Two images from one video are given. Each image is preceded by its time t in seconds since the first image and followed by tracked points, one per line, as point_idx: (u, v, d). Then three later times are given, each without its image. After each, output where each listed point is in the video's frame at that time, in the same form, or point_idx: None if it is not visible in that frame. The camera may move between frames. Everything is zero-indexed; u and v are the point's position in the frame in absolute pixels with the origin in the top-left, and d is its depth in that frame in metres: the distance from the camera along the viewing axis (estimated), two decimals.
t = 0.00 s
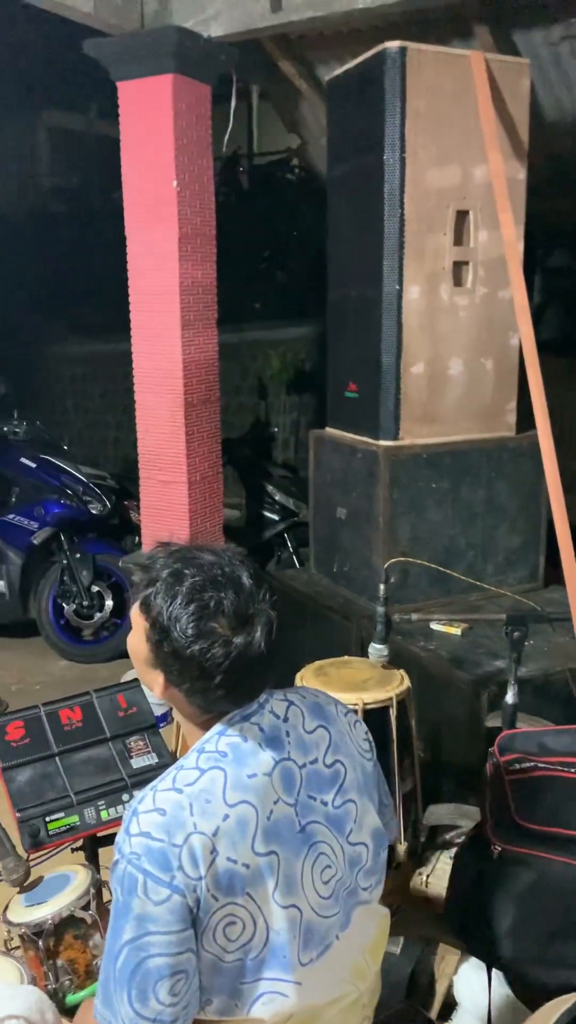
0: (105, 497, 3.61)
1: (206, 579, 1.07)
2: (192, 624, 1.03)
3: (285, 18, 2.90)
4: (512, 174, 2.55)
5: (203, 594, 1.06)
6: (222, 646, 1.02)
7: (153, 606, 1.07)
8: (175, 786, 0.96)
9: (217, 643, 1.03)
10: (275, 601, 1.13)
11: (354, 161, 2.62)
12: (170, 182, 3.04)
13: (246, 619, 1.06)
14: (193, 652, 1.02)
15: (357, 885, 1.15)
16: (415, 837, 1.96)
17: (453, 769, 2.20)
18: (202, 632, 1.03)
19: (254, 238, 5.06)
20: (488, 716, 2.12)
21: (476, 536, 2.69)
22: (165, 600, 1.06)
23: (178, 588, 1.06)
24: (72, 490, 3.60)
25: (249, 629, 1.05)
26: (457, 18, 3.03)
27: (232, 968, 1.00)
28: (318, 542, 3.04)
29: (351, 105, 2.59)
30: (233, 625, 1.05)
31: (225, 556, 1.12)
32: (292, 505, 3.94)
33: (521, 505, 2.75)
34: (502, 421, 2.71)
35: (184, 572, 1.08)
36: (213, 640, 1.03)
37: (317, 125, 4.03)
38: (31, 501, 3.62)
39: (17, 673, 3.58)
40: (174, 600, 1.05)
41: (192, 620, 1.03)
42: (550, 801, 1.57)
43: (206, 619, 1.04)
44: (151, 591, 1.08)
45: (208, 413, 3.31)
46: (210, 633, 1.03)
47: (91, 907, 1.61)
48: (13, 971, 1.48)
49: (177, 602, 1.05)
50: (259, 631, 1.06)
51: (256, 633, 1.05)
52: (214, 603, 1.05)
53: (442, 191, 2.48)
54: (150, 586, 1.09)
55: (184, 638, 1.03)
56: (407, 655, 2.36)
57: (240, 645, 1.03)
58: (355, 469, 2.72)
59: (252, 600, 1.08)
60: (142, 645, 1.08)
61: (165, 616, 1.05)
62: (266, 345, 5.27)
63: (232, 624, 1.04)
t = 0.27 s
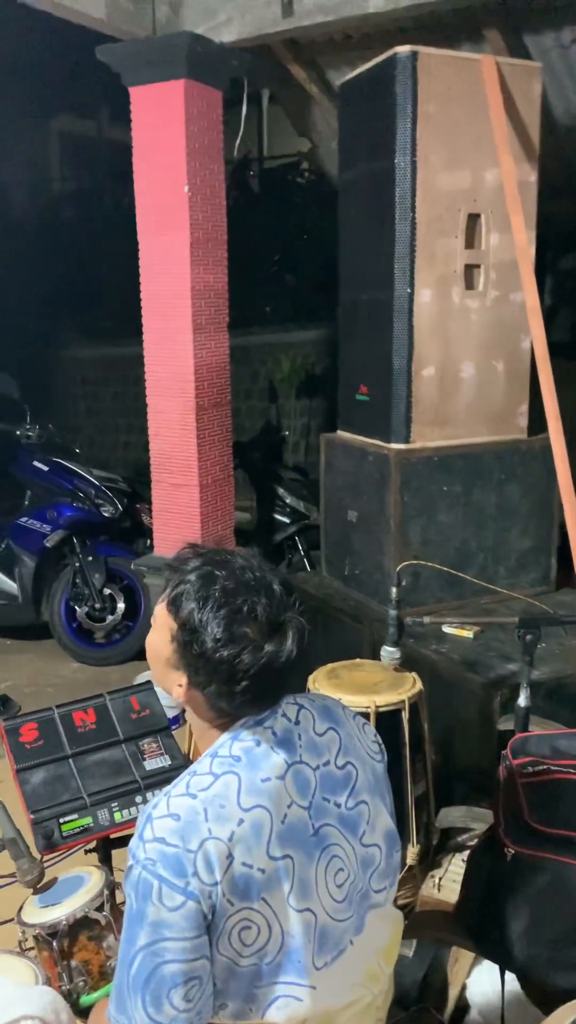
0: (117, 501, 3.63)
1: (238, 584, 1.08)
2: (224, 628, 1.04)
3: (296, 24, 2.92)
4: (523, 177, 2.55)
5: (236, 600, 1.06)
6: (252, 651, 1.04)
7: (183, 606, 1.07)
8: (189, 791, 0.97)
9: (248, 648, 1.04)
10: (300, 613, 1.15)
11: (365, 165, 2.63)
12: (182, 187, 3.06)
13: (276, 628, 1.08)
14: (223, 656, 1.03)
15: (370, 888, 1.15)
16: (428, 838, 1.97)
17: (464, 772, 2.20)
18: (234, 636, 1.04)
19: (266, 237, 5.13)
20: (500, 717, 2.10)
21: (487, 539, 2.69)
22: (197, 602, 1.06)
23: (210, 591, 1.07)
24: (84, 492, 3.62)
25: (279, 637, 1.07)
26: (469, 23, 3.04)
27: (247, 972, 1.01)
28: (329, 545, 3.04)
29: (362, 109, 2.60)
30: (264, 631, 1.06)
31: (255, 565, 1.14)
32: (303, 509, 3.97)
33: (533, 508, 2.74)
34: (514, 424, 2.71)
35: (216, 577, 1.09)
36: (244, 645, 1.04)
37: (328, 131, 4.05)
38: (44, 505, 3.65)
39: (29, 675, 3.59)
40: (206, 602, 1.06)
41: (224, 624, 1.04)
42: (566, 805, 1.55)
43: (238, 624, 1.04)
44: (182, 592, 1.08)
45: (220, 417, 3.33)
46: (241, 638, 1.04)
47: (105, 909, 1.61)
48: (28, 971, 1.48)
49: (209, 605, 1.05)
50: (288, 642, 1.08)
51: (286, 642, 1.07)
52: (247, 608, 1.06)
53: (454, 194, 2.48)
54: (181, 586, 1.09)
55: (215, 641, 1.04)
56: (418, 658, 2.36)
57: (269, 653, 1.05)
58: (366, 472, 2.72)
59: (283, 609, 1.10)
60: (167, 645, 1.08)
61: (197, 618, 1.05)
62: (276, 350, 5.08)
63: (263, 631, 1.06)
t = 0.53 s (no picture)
0: (126, 502, 3.63)
1: (245, 587, 1.08)
2: (238, 633, 1.05)
3: (304, 27, 2.93)
4: (531, 178, 2.55)
5: (245, 602, 1.07)
6: (269, 652, 1.05)
7: (191, 617, 1.07)
8: (202, 800, 0.97)
9: (265, 650, 1.05)
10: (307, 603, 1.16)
11: (373, 167, 2.63)
12: (190, 190, 3.07)
13: (289, 624, 1.09)
14: (241, 659, 1.04)
15: (383, 891, 1.16)
16: (438, 838, 1.98)
17: (473, 773, 2.20)
18: (249, 640, 1.04)
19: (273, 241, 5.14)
20: (509, 720, 2.10)
21: (496, 540, 2.69)
22: (206, 611, 1.06)
23: (217, 597, 1.07)
24: (93, 494, 3.63)
25: (293, 633, 1.08)
26: (477, 24, 3.04)
27: (261, 976, 1.02)
28: (337, 547, 3.05)
29: (370, 110, 2.61)
30: (277, 631, 1.07)
31: (256, 564, 1.13)
32: (311, 510, 3.99)
33: (542, 509, 2.74)
34: (522, 425, 2.71)
35: (221, 582, 1.09)
36: (261, 648, 1.05)
37: (336, 133, 4.06)
38: (54, 507, 3.67)
39: (38, 676, 3.60)
40: (216, 610, 1.06)
41: (239, 628, 1.05)
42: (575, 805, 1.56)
43: (252, 625, 1.05)
44: (188, 602, 1.08)
45: (228, 419, 3.34)
46: (257, 641, 1.05)
47: (115, 910, 1.61)
48: (38, 971, 1.48)
49: (219, 612, 1.06)
50: (302, 635, 1.09)
51: (300, 637, 1.09)
52: (258, 610, 1.07)
53: (462, 196, 2.48)
54: (185, 597, 1.09)
55: (231, 648, 1.04)
56: (427, 660, 2.36)
57: (287, 651, 1.06)
58: (375, 473, 2.73)
59: (291, 604, 1.11)
60: (180, 657, 1.08)
61: (209, 626, 1.05)
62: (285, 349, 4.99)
63: (277, 630, 1.07)
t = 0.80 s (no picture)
0: (132, 503, 3.64)
1: (255, 576, 1.10)
2: (270, 616, 1.06)
3: (310, 27, 2.94)
4: (537, 177, 2.54)
5: (262, 588, 1.09)
6: (301, 624, 1.08)
7: (218, 619, 1.06)
8: (217, 802, 0.96)
9: (298, 624, 1.08)
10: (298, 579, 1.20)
11: (379, 167, 2.63)
12: (197, 191, 3.07)
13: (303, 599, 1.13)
14: (282, 642, 1.06)
15: (393, 884, 1.16)
16: (444, 838, 1.98)
17: (480, 774, 2.20)
18: (282, 619, 1.07)
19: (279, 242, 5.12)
20: (516, 720, 2.10)
21: (502, 540, 2.69)
22: (232, 609, 1.06)
23: (233, 591, 1.08)
24: (99, 494, 3.64)
25: (311, 605, 1.12)
26: (483, 23, 3.04)
27: (279, 975, 1.01)
28: (344, 547, 3.05)
29: (376, 110, 2.61)
30: (299, 606, 1.10)
31: (249, 556, 1.15)
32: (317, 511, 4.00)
33: (549, 509, 2.74)
34: (529, 425, 2.70)
35: (230, 577, 1.09)
36: (294, 623, 1.08)
37: (342, 133, 4.07)
38: (60, 508, 3.68)
39: (45, 676, 3.61)
40: (243, 603, 1.07)
41: (270, 611, 1.07)
42: None
43: (283, 609, 1.08)
44: (208, 606, 1.07)
45: (235, 419, 3.34)
46: (287, 619, 1.07)
47: (123, 909, 1.62)
48: (46, 970, 1.49)
49: (247, 605, 1.06)
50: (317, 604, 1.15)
51: (316, 607, 1.13)
52: (277, 591, 1.09)
53: (468, 197, 2.48)
54: (202, 602, 1.07)
55: (269, 631, 1.06)
56: (433, 659, 2.36)
57: (313, 620, 1.11)
58: (381, 473, 2.73)
59: (297, 581, 1.15)
60: (209, 664, 1.07)
61: (241, 621, 1.06)
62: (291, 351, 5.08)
63: (299, 605, 1.10)
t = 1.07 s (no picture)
0: (143, 501, 3.66)
1: (262, 561, 1.13)
2: (289, 592, 1.10)
3: (321, 24, 2.94)
4: (550, 175, 2.53)
5: (273, 569, 1.12)
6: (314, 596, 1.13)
7: (244, 604, 1.07)
8: (226, 794, 0.96)
9: (311, 597, 1.12)
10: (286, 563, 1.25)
11: (390, 165, 2.63)
12: (208, 189, 3.07)
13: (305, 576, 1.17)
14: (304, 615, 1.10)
15: (404, 883, 1.16)
16: (456, 838, 1.97)
17: (491, 773, 2.20)
18: (299, 593, 1.11)
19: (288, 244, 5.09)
20: (528, 718, 2.08)
21: (514, 539, 2.68)
22: (255, 591, 1.08)
23: (248, 577, 1.10)
24: (110, 493, 3.65)
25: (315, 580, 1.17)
26: (496, 20, 3.04)
27: (286, 970, 1.01)
28: (354, 545, 3.05)
29: (388, 108, 2.61)
30: (306, 581, 1.15)
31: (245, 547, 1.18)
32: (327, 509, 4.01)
33: (561, 507, 2.72)
34: (541, 423, 2.70)
35: (240, 566, 1.11)
36: (309, 596, 1.12)
37: (353, 131, 4.07)
38: (71, 506, 3.69)
39: (56, 674, 3.63)
40: (263, 584, 1.09)
41: (289, 588, 1.10)
42: None
43: (300, 585, 1.11)
44: (230, 591, 1.08)
45: (245, 417, 3.34)
46: (303, 593, 1.11)
47: (134, 906, 1.62)
48: (60, 965, 1.49)
49: (268, 585, 1.09)
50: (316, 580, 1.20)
51: (317, 581, 1.18)
52: (286, 570, 1.13)
53: (480, 194, 2.48)
54: (223, 591, 1.08)
55: (292, 606, 1.09)
56: (444, 658, 2.36)
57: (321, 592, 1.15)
58: (392, 472, 2.72)
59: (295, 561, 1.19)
60: (237, 651, 1.07)
61: (266, 601, 1.08)
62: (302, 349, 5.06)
63: (307, 580, 1.15)
